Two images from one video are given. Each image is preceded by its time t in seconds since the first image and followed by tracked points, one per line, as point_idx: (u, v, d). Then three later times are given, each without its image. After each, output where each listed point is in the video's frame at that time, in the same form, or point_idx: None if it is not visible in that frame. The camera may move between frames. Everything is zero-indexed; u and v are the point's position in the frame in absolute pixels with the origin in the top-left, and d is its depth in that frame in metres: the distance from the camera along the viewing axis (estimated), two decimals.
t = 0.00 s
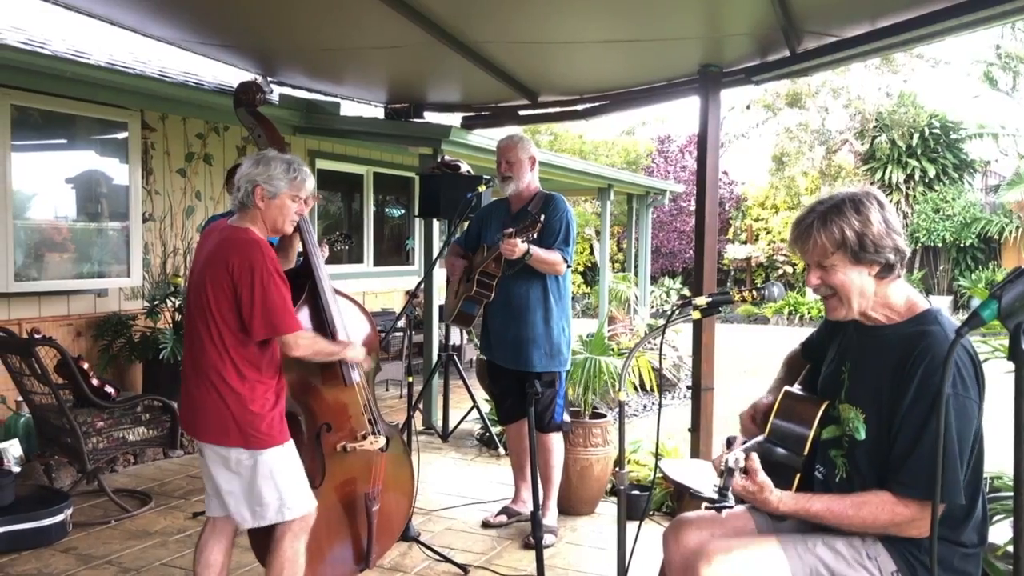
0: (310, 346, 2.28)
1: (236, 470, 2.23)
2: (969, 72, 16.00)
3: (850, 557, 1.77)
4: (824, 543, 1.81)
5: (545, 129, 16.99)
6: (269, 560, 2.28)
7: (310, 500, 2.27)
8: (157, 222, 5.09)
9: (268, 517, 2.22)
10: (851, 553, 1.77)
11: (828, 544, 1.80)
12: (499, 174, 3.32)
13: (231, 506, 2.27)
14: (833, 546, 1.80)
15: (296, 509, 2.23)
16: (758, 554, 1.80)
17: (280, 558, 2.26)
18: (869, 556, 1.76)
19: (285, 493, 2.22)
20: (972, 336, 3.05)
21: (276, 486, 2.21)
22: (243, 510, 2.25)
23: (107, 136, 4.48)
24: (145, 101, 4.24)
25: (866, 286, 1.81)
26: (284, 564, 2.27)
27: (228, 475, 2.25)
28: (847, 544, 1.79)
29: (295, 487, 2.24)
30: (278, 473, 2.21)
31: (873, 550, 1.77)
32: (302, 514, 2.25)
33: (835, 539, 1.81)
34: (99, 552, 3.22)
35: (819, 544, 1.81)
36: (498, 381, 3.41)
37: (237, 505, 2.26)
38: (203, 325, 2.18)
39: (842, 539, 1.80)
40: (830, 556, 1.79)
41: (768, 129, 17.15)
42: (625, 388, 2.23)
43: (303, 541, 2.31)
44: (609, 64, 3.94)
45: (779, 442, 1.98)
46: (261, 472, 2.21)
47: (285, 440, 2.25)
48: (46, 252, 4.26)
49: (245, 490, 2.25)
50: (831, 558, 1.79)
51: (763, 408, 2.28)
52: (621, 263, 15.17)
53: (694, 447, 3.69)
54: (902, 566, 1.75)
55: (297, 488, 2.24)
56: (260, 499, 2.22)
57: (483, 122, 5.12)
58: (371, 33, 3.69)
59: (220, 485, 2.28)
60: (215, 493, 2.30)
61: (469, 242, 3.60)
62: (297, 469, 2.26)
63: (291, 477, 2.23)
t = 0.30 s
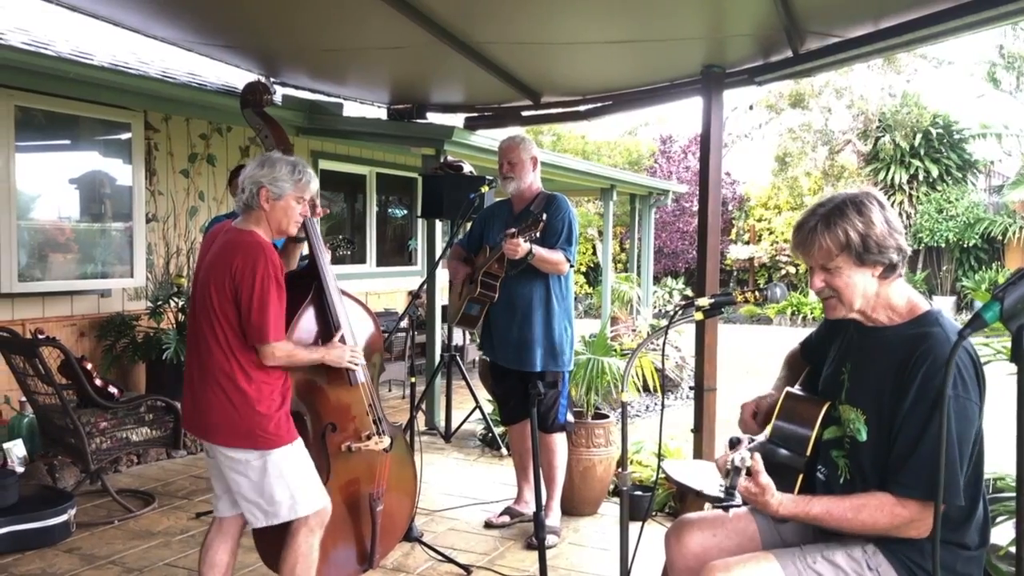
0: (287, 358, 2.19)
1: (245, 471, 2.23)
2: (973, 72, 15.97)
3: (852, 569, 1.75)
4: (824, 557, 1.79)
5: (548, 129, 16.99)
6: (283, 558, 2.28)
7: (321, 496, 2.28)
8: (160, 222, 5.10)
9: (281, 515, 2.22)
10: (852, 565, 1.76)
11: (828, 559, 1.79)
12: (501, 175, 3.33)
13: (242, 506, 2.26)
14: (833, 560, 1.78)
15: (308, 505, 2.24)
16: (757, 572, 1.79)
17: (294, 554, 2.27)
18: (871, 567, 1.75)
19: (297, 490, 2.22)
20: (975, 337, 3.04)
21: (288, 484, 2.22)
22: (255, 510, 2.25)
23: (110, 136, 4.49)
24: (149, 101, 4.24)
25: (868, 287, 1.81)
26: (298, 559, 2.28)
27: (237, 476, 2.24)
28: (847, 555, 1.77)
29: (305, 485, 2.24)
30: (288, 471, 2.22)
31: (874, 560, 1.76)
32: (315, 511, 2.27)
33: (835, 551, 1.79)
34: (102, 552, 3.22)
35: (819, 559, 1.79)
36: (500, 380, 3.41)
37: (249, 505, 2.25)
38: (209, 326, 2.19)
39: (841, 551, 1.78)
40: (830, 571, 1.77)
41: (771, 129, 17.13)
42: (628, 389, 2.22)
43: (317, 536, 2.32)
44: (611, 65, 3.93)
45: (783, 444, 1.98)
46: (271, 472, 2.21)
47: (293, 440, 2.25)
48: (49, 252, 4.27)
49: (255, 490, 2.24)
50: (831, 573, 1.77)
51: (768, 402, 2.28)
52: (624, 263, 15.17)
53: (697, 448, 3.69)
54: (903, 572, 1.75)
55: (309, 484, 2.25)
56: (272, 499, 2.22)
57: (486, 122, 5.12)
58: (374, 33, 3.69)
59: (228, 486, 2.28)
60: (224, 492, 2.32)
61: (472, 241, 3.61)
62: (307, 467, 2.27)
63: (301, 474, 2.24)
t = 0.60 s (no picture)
0: (304, 352, 2.21)
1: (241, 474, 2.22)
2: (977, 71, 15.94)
3: (856, 564, 1.76)
4: (830, 550, 1.80)
5: (550, 129, 16.99)
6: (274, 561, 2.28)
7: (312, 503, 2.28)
8: (163, 222, 5.10)
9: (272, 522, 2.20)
10: (857, 560, 1.76)
11: (834, 552, 1.79)
12: (507, 175, 3.32)
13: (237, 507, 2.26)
14: (838, 554, 1.78)
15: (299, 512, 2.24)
16: (761, 561, 1.79)
17: (286, 560, 2.27)
18: (875, 562, 1.75)
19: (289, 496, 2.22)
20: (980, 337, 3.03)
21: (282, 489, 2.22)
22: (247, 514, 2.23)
23: (114, 136, 4.50)
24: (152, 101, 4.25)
25: (871, 285, 1.81)
26: (291, 564, 2.27)
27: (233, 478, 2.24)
28: (853, 550, 1.78)
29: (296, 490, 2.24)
30: (284, 475, 2.22)
31: (879, 556, 1.76)
32: (305, 517, 2.27)
33: (841, 546, 1.79)
34: (106, 551, 3.23)
35: (824, 552, 1.80)
36: (503, 380, 3.41)
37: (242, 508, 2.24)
38: (213, 325, 2.19)
39: (847, 546, 1.79)
40: (835, 564, 1.78)
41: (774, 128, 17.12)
42: (631, 389, 2.22)
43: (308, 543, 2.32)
44: (615, 64, 3.93)
45: (786, 443, 1.99)
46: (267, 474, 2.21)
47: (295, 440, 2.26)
48: (53, 252, 4.27)
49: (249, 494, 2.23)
50: (836, 565, 1.78)
51: (773, 408, 2.27)
52: (627, 263, 15.16)
53: (700, 448, 3.69)
54: (909, 570, 1.74)
55: (301, 492, 2.25)
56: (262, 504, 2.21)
57: (489, 122, 5.12)
58: (378, 33, 3.70)
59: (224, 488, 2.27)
60: (224, 492, 2.31)
61: (476, 241, 3.60)
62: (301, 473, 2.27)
63: (295, 480, 2.24)
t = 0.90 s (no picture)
0: (317, 348, 2.23)
1: (245, 471, 2.23)
2: (980, 71, 15.90)
3: (858, 571, 1.75)
4: (831, 557, 1.79)
5: (553, 129, 16.99)
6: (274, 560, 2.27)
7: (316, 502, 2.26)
8: (166, 222, 5.11)
9: (275, 518, 2.21)
10: (858, 566, 1.76)
11: (835, 559, 1.78)
12: (508, 175, 3.32)
13: (239, 505, 2.26)
14: (839, 560, 1.77)
15: (302, 511, 2.22)
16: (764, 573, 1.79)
17: (285, 559, 2.25)
18: (877, 568, 1.74)
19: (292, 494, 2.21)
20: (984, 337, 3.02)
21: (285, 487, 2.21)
22: (251, 511, 2.25)
23: (117, 136, 4.51)
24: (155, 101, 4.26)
25: (877, 286, 1.80)
26: (289, 565, 2.26)
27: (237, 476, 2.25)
28: (855, 556, 1.77)
29: (302, 488, 2.24)
30: (287, 473, 2.21)
31: (880, 561, 1.75)
32: (306, 518, 2.24)
33: (842, 552, 1.78)
34: (109, 551, 3.23)
35: (825, 559, 1.79)
36: (505, 380, 3.41)
37: (246, 506, 2.25)
38: (214, 324, 2.19)
39: (848, 552, 1.78)
40: (836, 571, 1.77)
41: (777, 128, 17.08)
42: (633, 389, 2.21)
43: (308, 543, 2.30)
44: (617, 64, 3.93)
45: (788, 444, 1.97)
46: (270, 472, 2.21)
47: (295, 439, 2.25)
48: (56, 252, 4.28)
49: (253, 490, 2.24)
50: (837, 573, 1.77)
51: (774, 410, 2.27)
52: (629, 263, 15.15)
53: (703, 448, 3.68)
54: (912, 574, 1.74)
55: (302, 492, 2.23)
56: (269, 500, 2.21)
57: (491, 122, 5.13)
58: (381, 33, 3.70)
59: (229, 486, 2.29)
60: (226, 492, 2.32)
61: (479, 242, 3.60)
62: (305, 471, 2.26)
63: (300, 479, 2.23)
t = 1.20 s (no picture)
0: (298, 356, 2.21)
1: (255, 470, 2.23)
2: (984, 71, 15.86)
3: (865, 573, 1.74)
4: (837, 561, 1.78)
5: (556, 129, 16.99)
6: (293, 556, 2.28)
7: (332, 494, 2.28)
8: (170, 222, 5.11)
9: (292, 514, 2.22)
10: (865, 568, 1.75)
11: (841, 561, 1.77)
12: (512, 174, 3.33)
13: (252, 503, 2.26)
14: (845, 563, 1.76)
15: (320, 502, 2.24)
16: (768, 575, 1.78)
17: (304, 553, 2.27)
18: (884, 570, 1.74)
19: (307, 489, 2.22)
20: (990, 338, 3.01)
21: (300, 483, 2.22)
22: (266, 508, 2.25)
23: (121, 137, 4.51)
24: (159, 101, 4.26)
25: (884, 285, 1.80)
26: (308, 558, 2.27)
27: (247, 475, 2.25)
28: (861, 558, 1.76)
29: (316, 481, 2.24)
30: (300, 469, 2.22)
31: (887, 564, 1.74)
32: (325, 509, 2.26)
33: (848, 554, 1.78)
34: (113, 551, 3.24)
35: (832, 562, 1.78)
36: (510, 380, 3.41)
37: (259, 505, 2.25)
38: (217, 324, 2.19)
39: (855, 554, 1.77)
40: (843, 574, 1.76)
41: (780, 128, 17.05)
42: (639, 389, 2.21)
43: (328, 535, 2.31)
44: (621, 65, 3.93)
45: (795, 444, 1.96)
46: (282, 470, 2.21)
47: (302, 436, 2.25)
48: (61, 252, 4.28)
49: (266, 488, 2.24)
50: None
51: (781, 407, 2.27)
52: (633, 263, 15.14)
53: (707, 449, 3.67)
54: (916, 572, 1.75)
55: (320, 484, 2.25)
56: (283, 496, 2.22)
57: (494, 122, 5.13)
58: (385, 33, 3.70)
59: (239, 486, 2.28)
60: (235, 491, 2.32)
61: (482, 242, 3.60)
62: (318, 465, 2.26)
63: (314, 472, 2.24)
